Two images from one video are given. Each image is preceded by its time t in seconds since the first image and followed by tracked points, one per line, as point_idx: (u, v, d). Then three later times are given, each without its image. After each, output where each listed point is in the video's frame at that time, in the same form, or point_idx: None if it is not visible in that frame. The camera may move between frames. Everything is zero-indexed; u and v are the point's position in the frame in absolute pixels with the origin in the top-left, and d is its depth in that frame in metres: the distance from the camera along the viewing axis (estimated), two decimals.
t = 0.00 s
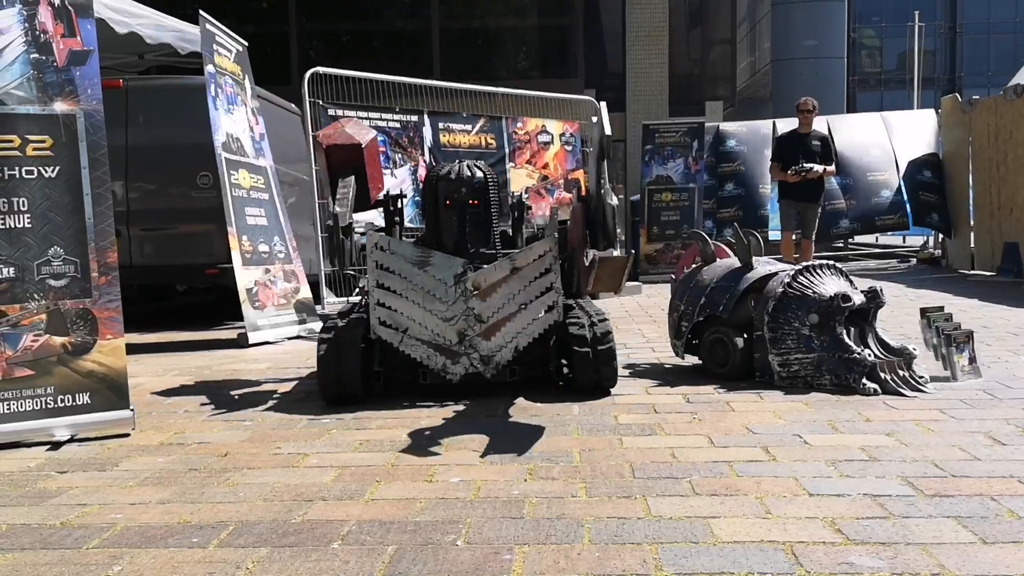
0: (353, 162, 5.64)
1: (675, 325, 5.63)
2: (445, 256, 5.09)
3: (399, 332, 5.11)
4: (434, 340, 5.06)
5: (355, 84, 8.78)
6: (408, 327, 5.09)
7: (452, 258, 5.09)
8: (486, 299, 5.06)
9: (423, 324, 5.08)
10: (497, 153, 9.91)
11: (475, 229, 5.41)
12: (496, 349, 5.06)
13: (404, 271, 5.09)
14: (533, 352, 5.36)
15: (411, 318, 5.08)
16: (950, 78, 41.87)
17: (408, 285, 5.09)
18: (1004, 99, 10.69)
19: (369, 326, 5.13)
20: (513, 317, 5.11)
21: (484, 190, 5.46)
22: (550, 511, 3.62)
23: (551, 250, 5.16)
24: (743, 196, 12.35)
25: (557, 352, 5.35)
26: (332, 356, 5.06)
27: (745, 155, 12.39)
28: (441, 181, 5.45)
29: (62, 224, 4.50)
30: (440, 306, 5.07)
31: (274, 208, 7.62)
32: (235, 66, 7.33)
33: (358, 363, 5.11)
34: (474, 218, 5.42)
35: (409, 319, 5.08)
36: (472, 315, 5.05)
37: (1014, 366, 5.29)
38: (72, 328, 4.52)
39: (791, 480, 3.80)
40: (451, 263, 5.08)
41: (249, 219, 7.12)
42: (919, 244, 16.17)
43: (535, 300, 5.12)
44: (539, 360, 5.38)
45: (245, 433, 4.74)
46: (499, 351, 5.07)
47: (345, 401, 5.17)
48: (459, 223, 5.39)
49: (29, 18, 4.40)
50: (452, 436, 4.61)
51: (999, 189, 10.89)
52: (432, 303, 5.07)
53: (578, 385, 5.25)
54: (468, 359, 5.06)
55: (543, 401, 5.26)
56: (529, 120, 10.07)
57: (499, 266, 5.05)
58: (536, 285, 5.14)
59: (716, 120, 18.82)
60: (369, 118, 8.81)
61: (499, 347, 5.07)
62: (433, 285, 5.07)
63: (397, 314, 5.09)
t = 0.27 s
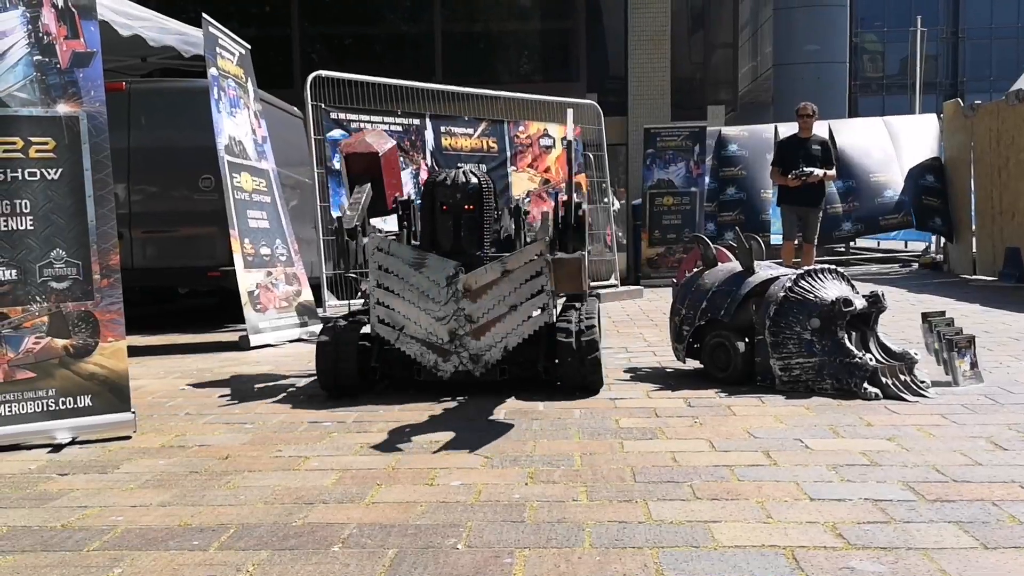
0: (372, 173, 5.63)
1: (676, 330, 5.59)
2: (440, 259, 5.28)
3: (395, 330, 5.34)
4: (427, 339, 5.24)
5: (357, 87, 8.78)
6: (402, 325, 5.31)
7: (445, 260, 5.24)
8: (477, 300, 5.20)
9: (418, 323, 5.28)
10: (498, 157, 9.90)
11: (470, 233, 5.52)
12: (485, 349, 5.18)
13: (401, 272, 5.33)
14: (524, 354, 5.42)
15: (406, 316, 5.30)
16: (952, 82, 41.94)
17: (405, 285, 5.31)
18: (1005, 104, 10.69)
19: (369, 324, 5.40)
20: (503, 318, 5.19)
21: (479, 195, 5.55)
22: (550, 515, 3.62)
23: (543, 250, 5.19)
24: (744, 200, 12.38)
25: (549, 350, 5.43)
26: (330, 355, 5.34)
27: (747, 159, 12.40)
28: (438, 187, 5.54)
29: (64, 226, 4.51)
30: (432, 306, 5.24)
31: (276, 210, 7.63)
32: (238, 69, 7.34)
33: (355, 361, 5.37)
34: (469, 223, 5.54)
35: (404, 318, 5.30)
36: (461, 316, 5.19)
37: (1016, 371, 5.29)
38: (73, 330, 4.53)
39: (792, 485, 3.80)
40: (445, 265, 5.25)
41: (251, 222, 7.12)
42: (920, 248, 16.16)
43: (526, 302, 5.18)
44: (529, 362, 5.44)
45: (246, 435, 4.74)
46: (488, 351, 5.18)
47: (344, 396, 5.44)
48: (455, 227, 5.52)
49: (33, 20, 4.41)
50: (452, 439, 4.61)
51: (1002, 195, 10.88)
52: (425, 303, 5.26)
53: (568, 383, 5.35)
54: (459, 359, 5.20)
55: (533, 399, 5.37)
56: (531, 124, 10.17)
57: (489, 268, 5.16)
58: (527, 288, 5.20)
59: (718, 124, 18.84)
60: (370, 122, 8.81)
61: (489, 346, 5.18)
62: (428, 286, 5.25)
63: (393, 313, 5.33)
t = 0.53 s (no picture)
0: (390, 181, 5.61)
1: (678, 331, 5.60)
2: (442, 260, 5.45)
3: (400, 327, 5.56)
4: (428, 336, 5.44)
5: (358, 90, 8.78)
6: (406, 323, 5.52)
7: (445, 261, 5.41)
8: (474, 299, 5.35)
9: (420, 321, 5.48)
10: (500, 160, 9.90)
11: (470, 236, 5.57)
12: (482, 346, 5.36)
13: (405, 271, 5.52)
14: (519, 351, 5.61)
15: (409, 315, 5.50)
16: (954, 85, 41.93)
17: (409, 284, 5.51)
18: (1007, 107, 10.68)
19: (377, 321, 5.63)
20: (499, 317, 5.34)
21: (479, 198, 5.61)
22: (552, 518, 3.61)
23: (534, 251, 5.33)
24: (745, 204, 12.37)
25: (543, 349, 5.53)
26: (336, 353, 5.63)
27: (749, 163, 12.39)
28: (440, 193, 5.60)
29: (67, 228, 4.52)
30: (433, 305, 5.43)
31: (279, 213, 7.65)
32: (240, 73, 7.35)
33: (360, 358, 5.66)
34: (469, 226, 5.59)
35: (407, 316, 5.51)
36: (460, 315, 5.36)
37: (1018, 374, 5.29)
38: (75, 333, 4.54)
39: (793, 488, 3.79)
40: (446, 266, 5.41)
41: (253, 225, 7.13)
42: (922, 251, 16.16)
43: (522, 302, 5.31)
44: (524, 358, 5.63)
45: (248, 438, 4.75)
46: (485, 348, 5.35)
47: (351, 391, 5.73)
48: (456, 230, 5.58)
49: (36, 23, 4.43)
50: (454, 442, 4.61)
51: (1004, 198, 10.86)
52: (427, 302, 5.45)
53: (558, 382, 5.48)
54: (457, 355, 5.39)
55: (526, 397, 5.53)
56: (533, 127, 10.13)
57: (487, 270, 5.29)
58: (523, 288, 5.33)
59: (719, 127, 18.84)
60: (373, 125, 8.82)
61: (485, 344, 5.35)
62: (429, 285, 5.43)
63: (398, 311, 5.54)
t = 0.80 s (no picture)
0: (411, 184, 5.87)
1: (677, 333, 5.60)
2: (447, 262, 5.56)
3: (407, 326, 5.73)
4: (433, 336, 5.60)
5: (358, 93, 8.79)
6: (412, 323, 5.69)
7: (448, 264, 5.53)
8: (476, 301, 5.47)
9: (427, 321, 5.63)
10: (500, 162, 9.92)
11: (473, 241, 5.54)
12: (484, 346, 5.49)
13: (412, 273, 5.65)
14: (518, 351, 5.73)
15: (415, 314, 5.66)
16: (955, 87, 41.95)
17: (416, 285, 5.63)
18: (1008, 109, 10.67)
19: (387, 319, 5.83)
20: (499, 319, 5.45)
21: (484, 203, 5.52)
22: (552, 521, 3.61)
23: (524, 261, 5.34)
24: (745, 206, 12.33)
25: (541, 348, 5.66)
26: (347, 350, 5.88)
27: (749, 165, 12.39)
28: (445, 199, 5.58)
29: (67, 231, 4.53)
30: (438, 306, 5.56)
31: (279, 216, 7.65)
32: (240, 75, 7.36)
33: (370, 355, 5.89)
34: (473, 230, 5.55)
35: (414, 316, 5.67)
36: (462, 316, 5.49)
37: (1018, 377, 5.28)
38: (75, 336, 4.54)
39: (793, 491, 3.79)
40: (450, 269, 5.52)
41: (253, 228, 7.13)
42: (921, 254, 16.14)
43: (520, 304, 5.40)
44: (524, 357, 5.76)
45: (248, 441, 4.74)
46: (486, 348, 5.49)
47: (361, 385, 5.97)
48: (461, 234, 5.57)
49: (36, 25, 4.45)
50: (453, 444, 4.61)
51: (1004, 199, 10.84)
52: (431, 303, 5.59)
53: (556, 379, 5.61)
54: (460, 354, 5.54)
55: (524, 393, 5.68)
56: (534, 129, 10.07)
57: (486, 274, 5.36)
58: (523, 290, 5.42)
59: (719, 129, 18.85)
60: (374, 127, 8.85)
61: (487, 344, 5.48)
62: (433, 288, 5.55)
63: (404, 311, 5.71)
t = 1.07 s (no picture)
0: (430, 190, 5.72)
1: (675, 336, 5.60)
2: (454, 264, 5.81)
3: (417, 325, 6.03)
4: (440, 334, 5.89)
5: (359, 95, 8.90)
6: (421, 322, 5.99)
7: (455, 265, 5.80)
8: (480, 302, 5.75)
9: (434, 320, 5.93)
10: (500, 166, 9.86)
11: (479, 243, 5.64)
12: (486, 345, 5.76)
13: (421, 275, 5.94)
14: (521, 350, 5.88)
15: (424, 314, 5.95)
16: (954, 90, 42.02)
17: (425, 286, 5.93)
18: (1007, 112, 10.67)
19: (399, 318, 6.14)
20: (501, 319, 5.72)
21: (490, 206, 5.53)
22: (550, 524, 3.61)
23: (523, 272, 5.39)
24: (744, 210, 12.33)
25: (541, 349, 5.82)
26: (359, 346, 6.13)
27: (748, 169, 12.38)
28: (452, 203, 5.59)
29: (65, 234, 4.53)
30: (444, 306, 5.85)
31: (278, 219, 7.65)
32: (240, 78, 7.37)
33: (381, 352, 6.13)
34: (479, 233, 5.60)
35: (423, 315, 5.96)
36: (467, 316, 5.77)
37: (1016, 379, 5.29)
38: (73, 339, 4.54)
39: (791, 494, 3.79)
40: (456, 271, 5.79)
41: (253, 231, 7.15)
42: (920, 257, 16.13)
43: (520, 306, 5.62)
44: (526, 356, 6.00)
45: (246, 444, 4.75)
46: (489, 347, 5.76)
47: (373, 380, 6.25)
48: (468, 237, 5.68)
49: (34, 27, 4.46)
50: (451, 447, 4.61)
51: (1003, 203, 10.83)
52: (439, 303, 5.88)
53: (554, 379, 5.73)
54: (464, 353, 5.82)
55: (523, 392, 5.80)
56: (533, 132, 10.07)
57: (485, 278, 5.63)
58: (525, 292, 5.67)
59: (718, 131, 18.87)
60: (372, 130, 8.85)
61: (488, 344, 5.75)
62: (440, 288, 5.84)
63: (415, 311, 6.01)
